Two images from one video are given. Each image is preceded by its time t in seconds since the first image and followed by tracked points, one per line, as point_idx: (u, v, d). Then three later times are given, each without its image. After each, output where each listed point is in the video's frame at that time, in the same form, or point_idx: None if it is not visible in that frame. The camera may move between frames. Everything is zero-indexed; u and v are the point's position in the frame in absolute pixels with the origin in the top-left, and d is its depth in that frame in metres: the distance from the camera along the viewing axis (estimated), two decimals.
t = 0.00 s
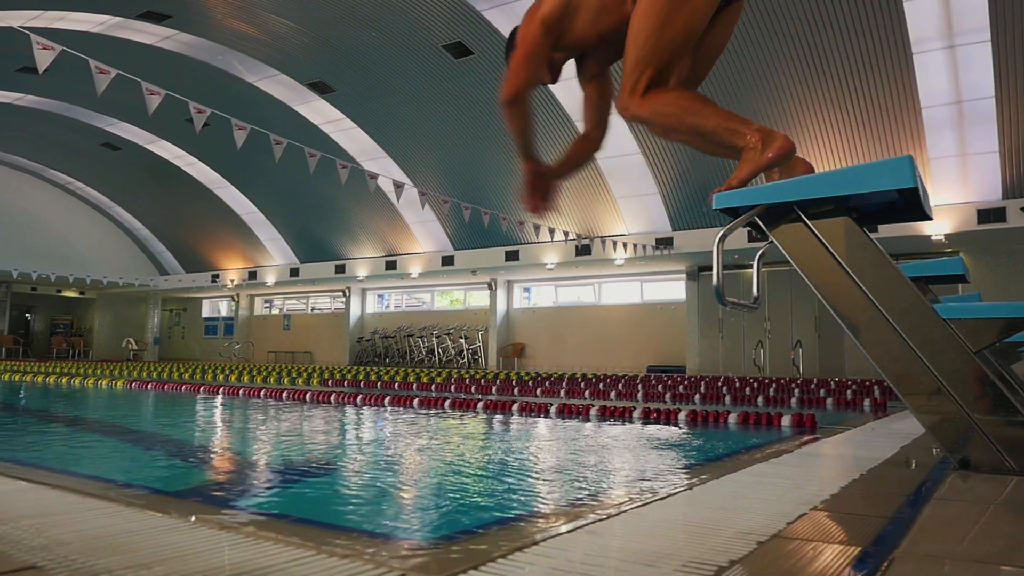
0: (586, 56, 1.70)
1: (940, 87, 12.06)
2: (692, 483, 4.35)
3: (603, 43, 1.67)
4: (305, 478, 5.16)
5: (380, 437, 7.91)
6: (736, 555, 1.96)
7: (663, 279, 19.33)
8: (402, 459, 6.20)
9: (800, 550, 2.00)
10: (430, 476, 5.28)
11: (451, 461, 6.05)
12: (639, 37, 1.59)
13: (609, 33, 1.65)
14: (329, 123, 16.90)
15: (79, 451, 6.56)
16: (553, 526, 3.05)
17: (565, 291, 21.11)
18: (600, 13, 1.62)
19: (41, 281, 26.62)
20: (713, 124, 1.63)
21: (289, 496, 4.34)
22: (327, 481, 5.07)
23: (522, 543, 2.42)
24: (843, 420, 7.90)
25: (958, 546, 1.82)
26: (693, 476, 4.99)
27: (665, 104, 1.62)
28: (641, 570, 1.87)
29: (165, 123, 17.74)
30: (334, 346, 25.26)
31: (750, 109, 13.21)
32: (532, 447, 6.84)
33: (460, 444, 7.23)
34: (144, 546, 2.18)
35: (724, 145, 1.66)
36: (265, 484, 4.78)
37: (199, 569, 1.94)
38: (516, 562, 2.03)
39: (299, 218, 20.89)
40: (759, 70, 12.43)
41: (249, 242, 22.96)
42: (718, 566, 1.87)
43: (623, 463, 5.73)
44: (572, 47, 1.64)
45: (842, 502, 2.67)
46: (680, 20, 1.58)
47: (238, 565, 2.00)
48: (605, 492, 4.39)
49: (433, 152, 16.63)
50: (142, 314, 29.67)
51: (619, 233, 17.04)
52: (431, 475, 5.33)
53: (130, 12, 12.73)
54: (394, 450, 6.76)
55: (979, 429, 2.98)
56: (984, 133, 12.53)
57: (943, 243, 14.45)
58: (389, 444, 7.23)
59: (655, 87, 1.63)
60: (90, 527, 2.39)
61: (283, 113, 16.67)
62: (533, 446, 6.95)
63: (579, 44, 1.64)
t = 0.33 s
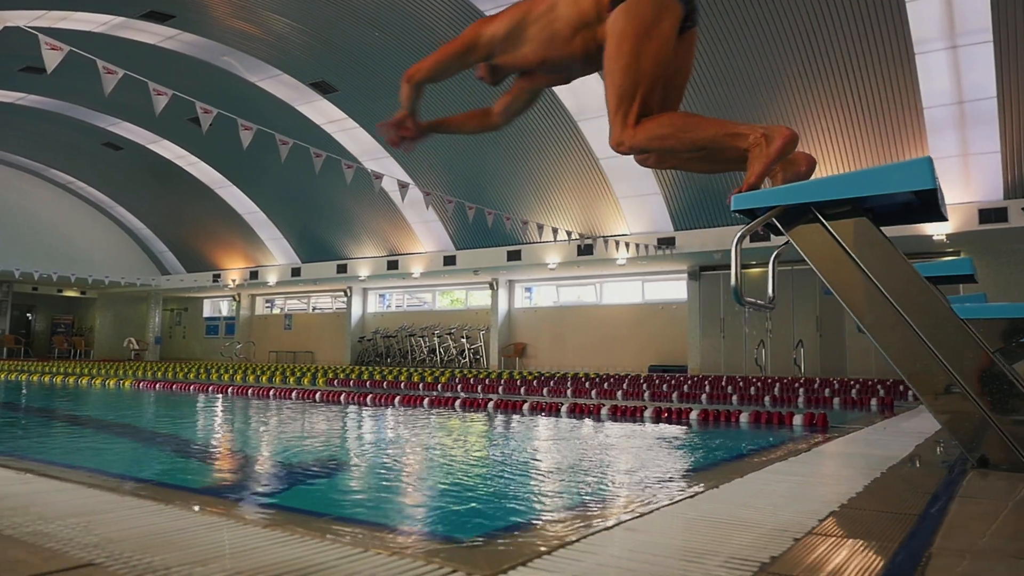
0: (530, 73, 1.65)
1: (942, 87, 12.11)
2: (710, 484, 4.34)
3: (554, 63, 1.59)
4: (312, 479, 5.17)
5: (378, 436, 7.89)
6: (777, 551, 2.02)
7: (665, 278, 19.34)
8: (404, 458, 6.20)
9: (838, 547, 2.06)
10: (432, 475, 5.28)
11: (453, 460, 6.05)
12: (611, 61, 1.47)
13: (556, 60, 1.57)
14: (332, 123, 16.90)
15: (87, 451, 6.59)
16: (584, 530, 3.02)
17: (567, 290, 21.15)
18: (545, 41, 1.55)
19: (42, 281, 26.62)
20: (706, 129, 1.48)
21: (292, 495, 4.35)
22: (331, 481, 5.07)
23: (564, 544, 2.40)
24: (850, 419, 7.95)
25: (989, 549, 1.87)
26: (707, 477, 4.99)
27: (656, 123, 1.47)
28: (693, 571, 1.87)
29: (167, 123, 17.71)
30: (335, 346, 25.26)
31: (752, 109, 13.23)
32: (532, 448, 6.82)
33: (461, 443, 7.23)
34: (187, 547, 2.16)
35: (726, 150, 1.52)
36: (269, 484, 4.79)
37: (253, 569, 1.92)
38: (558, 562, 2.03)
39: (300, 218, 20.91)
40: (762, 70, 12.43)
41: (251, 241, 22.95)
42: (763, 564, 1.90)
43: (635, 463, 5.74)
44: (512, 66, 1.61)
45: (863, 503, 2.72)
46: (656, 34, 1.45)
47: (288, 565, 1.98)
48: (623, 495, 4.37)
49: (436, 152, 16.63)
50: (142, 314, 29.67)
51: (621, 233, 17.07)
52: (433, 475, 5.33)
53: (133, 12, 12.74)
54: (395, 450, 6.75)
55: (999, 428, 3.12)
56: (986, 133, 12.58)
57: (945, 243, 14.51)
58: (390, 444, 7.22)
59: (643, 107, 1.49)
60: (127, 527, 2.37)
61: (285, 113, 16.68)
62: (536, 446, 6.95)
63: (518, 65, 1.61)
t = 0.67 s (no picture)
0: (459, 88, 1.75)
1: (943, 86, 12.14)
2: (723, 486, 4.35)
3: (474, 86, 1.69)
4: (322, 479, 5.18)
5: (381, 436, 7.90)
6: (814, 548, 2.10)
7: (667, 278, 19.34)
8: (404, 459, 6.24)
9: (870, 544, 2.14)
10: (433, 475, 5.33)
11: (452, 461, 6.09)
12: (559, 64, 1.46)
13: (475, 83, 1.67)
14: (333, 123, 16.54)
15: (96, 452, 6.61)
16: (609, 531, 3.04)
17: (568, 290, 21.15)
18: (466, 64, 1.64)
19: (43, 283, 26.61)
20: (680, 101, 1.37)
21: (297, 494, 4.40)
22: (336, 482, 5.08)
23: (595, 544, 2.43)
24: (855, 417, 7.98)
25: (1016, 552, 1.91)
26: (717, 476, 5.00)
27: (624, 106, 1.37)
28: (727, 569, 1.91)
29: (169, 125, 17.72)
30: (336, 347, 25.25)
31: (753, 108, 13.27)
32: (533, 448, 6.83)
33: (462, 443, 7.26)
34: (226, 546, 2.19)
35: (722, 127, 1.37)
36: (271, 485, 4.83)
37: (298, 570, 1.95)
38: (591, 563, 2.06)
39: (302, 219, 20.91)
40: (761, 70, 12.45)
41: (253, 242, 22.94)
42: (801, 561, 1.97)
43: (640, 463, 5.75)
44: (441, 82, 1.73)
45: (885, 501, 2.78)
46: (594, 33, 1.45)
47: (328, 565, 2.02)
48: (635, 495, 4.39)
49: (437, 153, 16.66)
50: (143, 315, 29.67)
51: (622, 233, 17.09)
52: (433, 474, 5.40)
53: (135, 14, 12.75)
54: (395, 450, 6.79)
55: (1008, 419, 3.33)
56: (987, 132, 12.61)
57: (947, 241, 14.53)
58: (390, 444, 7.23)
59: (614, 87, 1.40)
60: (165, 527, 2.41)
61: (285, 115, 16.65)
62: (536, 446, 6.96)
63: (447, 81, 1.71)
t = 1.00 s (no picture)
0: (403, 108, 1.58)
1: (946, 86, 12.15)
2: (734, 488, 4.34)
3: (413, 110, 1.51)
4: (323, 480, 5.18)
5: (384, 436, 7.90)
6: (845, 547, 2.17)
7: (668, 278, 19.36)
8: (405, 459, 6.24)
9: (899, 541, 2.22)
10: (433, 475, 5.34)
11: (455, 460, 6.11)
12: (478, 79, 1.26)
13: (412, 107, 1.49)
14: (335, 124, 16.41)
15: (102, 451, 6.63)
16: (629, 533, 3.02)
17: (570, 290, 21.15)
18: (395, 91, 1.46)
19: (44, 283, 26.61)
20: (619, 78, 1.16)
21: (302, 491, 4.42)
22: (337, 482, 5.09)
23: (624, 543, 2.42)
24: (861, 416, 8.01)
25: None
26: (725, 476, 4.99)
27: (553, 82, 1.16)
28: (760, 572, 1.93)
29: (171, 125, 17.70)
30: (338, 346, 25.26)
31: (756, 109, 13.29)
32: (535, 447, 6.84)
33: (462, 443, 7.28)
34: (261, 545, 2.20)
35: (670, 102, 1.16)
36: (275, 484, 4.86)
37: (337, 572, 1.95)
38: (623, 563, 2.07)
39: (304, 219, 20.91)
40: (762, 68, 12.44)
41: (254, 242, 22.92)
42: (837, 560, 2.04)
43: (644, 463, 5.75)
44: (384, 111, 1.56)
45: (908, 500, 2.85)
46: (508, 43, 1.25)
47: (367, 565, 2.02)
48: (647, 496, 4.38)
49: (439, 154, 16.66)
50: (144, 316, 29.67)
51: (624, 233, 17.11)
52: (434, 474, 5.43)
53: (138, 15, 12.77)
54: (397, 450, 6.78)
55: None
56: (989, 132, 12.63)
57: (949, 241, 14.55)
58: (392, 445, 7.23)
59: (537, 74, 1.18)
60: (198, 526, 2.41)
61: (285, 115, 16.62)
62: (538, 446, 6.94)
63: (389, 108, 1.54)
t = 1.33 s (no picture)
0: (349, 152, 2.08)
1: (948, 87, 12.17)
2: (744, 489, 4.31)
3: (360, 146, 2.00)
4: (325, 480, 5.18)
5: (386, 436, 7.87)
6: (875, 543, 2.21)
7: (670, 278, 19.37)
8: (407, 459, 6.20)
9: (925, 540, 2.27)
10: (437, 475, 5.33)
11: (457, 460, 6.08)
12: (409, 103, 1.64)
13: (357, 143, 1.96)
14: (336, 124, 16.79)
15: (109, 451, 6.64)
16: (648, 533, 3.01)
17: (572, 289, 21.16)
18: (341, 132, 1.95)
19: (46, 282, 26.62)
20: (517, 108, 1.48)
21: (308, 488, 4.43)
22: (340, 482, 5.09)
23: (653, 543, 2.40)
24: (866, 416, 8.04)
25: None
26: (732, 476, 4.99)
27: (470, 114, 1.48)
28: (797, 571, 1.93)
29: (174, 125, 17.71)
30: (340, 346, 25.29)
31: (758, 110, 13.33)
32: (537, 447, 6.82)
33: (463, 443, 7.24)
34: (302, 544, 2.21)
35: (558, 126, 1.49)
36: (279, 484, 4.86)
37: (380, 570, 1.95)
38: (660, 561, 2.07)
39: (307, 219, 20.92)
40: (765, 69, 12.46)
41: (256, 242, 22.92)
42: (868, 557, 2.08)
43: (646, 463, 5.73)
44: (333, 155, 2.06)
45: (929, 498, 2.88)
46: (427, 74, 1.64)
47: (406, 564, 2.02)
48: (659, 496, 4.37)
49: (442, 153, 16.67)
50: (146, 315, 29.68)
51: (626, 233, 17.14)
52: (434, 475, 5.40)
53: (142, 15, 12.78)
54: (399, 450, 6.74)
55: None
56: (992, 133, 12.66)
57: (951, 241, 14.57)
58: (395, 444, 7.19)
59: (459, 106, 1.51)
60: (233, 525, 2.43)
61: (287, 114, 16.65)
62: (539, 446, 6.91)
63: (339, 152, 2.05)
